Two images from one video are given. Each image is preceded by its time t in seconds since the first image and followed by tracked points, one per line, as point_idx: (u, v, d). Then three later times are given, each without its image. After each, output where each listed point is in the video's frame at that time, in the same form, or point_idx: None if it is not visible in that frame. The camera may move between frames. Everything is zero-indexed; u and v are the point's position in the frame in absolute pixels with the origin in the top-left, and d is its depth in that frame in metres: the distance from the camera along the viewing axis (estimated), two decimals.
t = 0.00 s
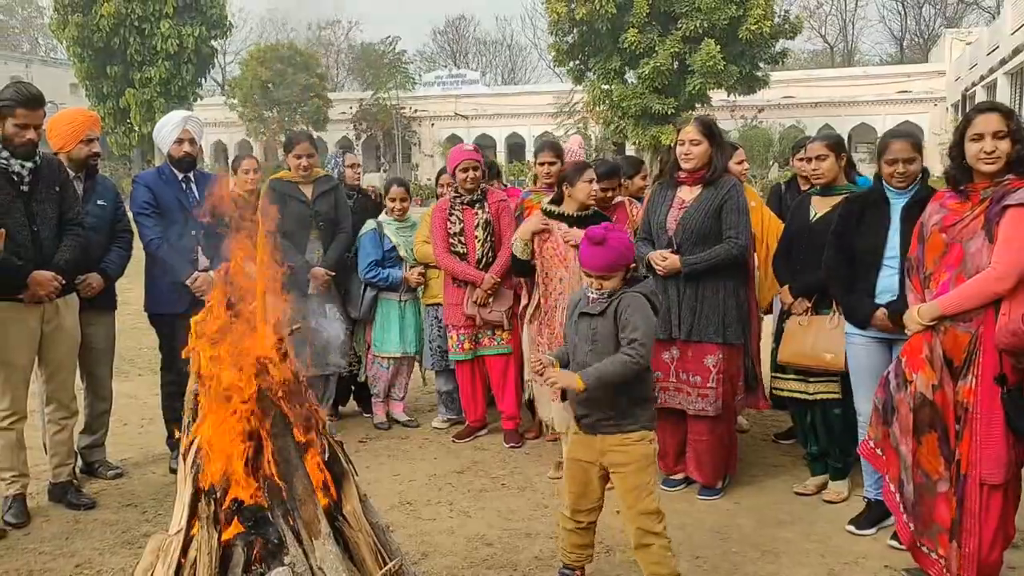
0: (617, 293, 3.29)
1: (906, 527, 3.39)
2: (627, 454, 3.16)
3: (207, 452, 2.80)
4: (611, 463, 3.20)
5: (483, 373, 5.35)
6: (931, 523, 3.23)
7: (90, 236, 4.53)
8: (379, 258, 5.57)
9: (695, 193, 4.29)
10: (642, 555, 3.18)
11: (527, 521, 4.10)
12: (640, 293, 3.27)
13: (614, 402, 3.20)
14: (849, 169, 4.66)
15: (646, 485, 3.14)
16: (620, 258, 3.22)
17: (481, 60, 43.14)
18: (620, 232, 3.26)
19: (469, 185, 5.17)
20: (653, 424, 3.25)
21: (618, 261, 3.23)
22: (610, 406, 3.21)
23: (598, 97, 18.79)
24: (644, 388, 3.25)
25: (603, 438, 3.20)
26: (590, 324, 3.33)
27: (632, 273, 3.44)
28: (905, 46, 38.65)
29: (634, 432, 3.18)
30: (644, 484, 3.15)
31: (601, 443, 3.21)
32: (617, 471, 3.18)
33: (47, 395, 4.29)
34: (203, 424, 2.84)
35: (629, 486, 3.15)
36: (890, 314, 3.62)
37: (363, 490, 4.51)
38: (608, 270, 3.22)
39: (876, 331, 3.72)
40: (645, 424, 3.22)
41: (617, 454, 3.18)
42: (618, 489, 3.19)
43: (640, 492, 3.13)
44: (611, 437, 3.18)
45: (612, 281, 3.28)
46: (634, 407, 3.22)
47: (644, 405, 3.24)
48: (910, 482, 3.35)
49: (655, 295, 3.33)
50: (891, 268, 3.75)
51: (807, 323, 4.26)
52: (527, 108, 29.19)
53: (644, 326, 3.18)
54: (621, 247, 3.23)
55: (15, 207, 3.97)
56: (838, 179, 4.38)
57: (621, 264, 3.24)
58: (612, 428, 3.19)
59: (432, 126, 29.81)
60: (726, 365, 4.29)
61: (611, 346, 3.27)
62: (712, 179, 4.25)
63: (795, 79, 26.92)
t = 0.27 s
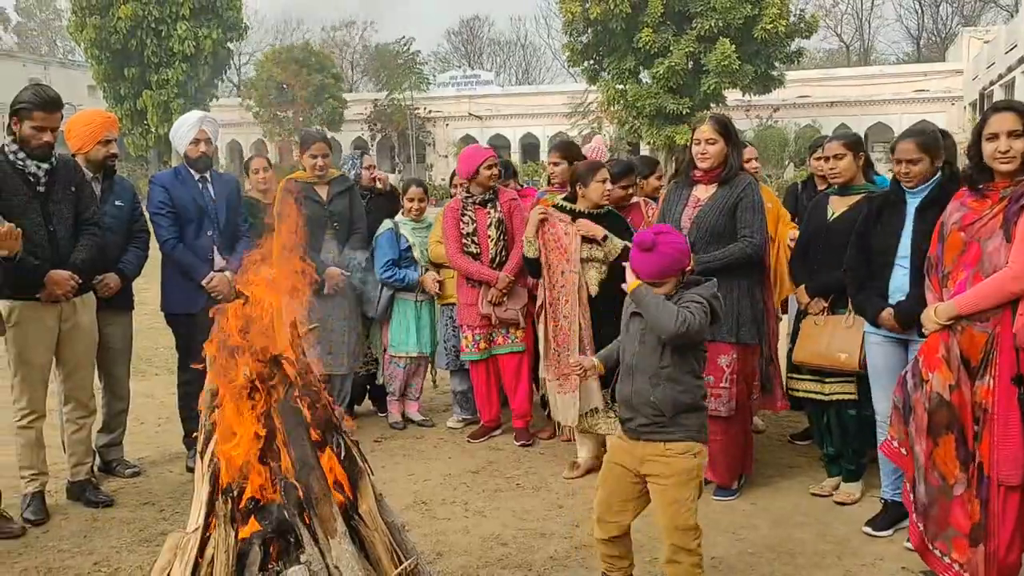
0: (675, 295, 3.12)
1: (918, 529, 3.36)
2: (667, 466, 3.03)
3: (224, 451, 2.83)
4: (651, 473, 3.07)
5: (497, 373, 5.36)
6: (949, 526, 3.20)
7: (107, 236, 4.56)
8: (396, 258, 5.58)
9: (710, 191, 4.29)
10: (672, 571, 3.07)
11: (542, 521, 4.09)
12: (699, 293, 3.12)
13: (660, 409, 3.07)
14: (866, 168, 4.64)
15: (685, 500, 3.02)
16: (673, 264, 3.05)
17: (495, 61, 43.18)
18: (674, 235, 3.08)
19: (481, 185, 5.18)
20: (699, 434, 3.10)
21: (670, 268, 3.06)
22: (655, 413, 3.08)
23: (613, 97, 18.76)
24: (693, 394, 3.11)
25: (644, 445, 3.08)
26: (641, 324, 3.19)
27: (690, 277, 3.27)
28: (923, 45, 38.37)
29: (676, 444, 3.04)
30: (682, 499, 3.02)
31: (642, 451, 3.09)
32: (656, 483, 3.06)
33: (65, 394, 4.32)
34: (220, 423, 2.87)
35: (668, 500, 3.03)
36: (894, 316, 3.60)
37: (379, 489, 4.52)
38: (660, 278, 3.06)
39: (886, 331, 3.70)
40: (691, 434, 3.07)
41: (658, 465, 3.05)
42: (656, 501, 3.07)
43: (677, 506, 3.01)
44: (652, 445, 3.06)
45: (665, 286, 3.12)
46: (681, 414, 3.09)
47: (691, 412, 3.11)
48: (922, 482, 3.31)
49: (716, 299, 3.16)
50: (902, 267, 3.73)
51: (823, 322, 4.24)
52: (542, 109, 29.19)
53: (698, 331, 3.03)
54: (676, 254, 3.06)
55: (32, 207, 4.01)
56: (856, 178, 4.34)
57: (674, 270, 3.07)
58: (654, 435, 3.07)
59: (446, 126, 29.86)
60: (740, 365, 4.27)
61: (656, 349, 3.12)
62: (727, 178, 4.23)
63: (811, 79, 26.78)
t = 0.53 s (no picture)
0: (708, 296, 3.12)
1: (931, 532, 3.33)
2: (693, 472, 3.02)
3: (242, 450, 2.84)
4: (677, 477, 3.06)
5: (513, 372, 5.37)
6: (965, 530, 3.16)
7: (126, 236, 4.60)
8: (410, 257, 5.58)
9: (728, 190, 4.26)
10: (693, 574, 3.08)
11: (557, 521, 4.09)
12: (731, 294, 3.11)
13: (687, 412, 3.05)
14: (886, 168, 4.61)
15: (709, 508, 3.01)
16: (706, 268, 3.05)
17: (511, 61, 43.19)
18: (707, 240, 3.07)
19: (500, 186, 5.19)
20: (726, 439, 3.06)
21: (700, 273, 3.05)
22: (681, 416, 3.05)
23: (628, 97, 18.70)
24: (721, 397, 3.07)
25: (671, 449, 3.07)
26: (668, 325, 3.17)
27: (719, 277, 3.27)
28: (941, 44, 38.07)
29: (702, 449, 3.02)
30: (707, 506, 3.01)
31: (669, 455, 3.08)
32: (682, 488, 3.05)
33: (84, 392, 4.36)
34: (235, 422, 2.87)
35: (694, 506, 3.02)
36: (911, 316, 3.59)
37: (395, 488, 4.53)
38: (689, 283, 3.05)
39: (902, 331, 3.70)
40: (717, 439, 3.04)
41: (684, 471, 3.04)
42: (682, 505, 3.06)
43: (702, 513, 3.01)
44: (679, 450, 3.05)
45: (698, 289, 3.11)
46: (707, 418, 3.05)
47: (718, 416, 3.07)
48: (937, 485, 3.28)
49: (747, 301, 3.14)
50: (923, 267, 3.70)
51: (845, 324, 4.21)
52: (557, 109, 29.17)
53: (730, 334, 3.02)
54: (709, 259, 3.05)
55: (51, 206, 4.05)
56: (876, 178, 4.31)
57: (705, 276, 3.06)
58: (680, 439, 3.06)
59: (462, 126, 29.89)
60: (756, 365, 4.25)
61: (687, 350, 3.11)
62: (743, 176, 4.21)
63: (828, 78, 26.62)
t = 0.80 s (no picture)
0: (725, 296, 3.11)
1: (953, 535, 3.30)
2: (714, 476, 3.00)
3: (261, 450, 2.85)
4: (699, 481, 3.04)
5: (531, 373, 5.37)
6: (985, 533, 3.13)
7: (146, 236, 4.64)
8: (426, 257, 5.60)
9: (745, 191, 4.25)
10: None
11: (574, 522, 4.08)
12: (750, 294, 3.09)
13: (709, 415, 3.03)
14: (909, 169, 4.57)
15: (731, 511, 2.99)
16: (719, 270, 3.03)
17: (527, 62, 43.19)
18: (722, 241, 3.06)
19: (524, 186, 5.18)
20: (749, 442, 3.06)
21: (714, 274, 3.04)
22: (703, 420, 3.04)
23: (646, 98, 18.64)
24: (743, 399, 3.07)
25: (692, 453, 3.06)
26: (686, 329, 3.16)
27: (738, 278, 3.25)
28: (962, 43, 37.72)
29: (725, 454, 3.01)
30: (729, 510, 3.00)
31: (690, 459, 3.06)
32: (704, 491, 3.04)
33: (103, 391, 4.39)
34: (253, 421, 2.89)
35: (716, 509, 3.00)
36: (934, 319, 3.55)
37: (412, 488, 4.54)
38: (703, 283, 3.04)
39: (925, 334, 3.67)
40: (739, 442, 3.03)
41: (706, 475, 3.02)
42: (703, 509, 3.05)
43: (723, 517, 2.99)
44: (700, 454, 3.03)
45: (714, 290, 3.09)
46: (729, 421, 3.04)
47: (740, 419, 3.06)
48: (958, 487, 3.25)
49: (764, 298, 3.13)
50: (949, 269, 3.66)
51: (872, 328, 4.16)
52: (574, 109, 29.13)
53: (744, 330, 3.01)
54: (722, 260, 3.03)
55: (74, 207, 4.09)
56: (899, 178, 4.27)
57: (718, 278, 3.05)
58: (702, 443, 3.04)
59: (478, 127, 29.91)
60: (774, 367, 4.24)
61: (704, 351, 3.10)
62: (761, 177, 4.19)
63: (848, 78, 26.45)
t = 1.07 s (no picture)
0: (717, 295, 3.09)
1: (973, 536, 3.26)
2: (717, 480, 2.99)
3: (279, 450, 2.87)
4: (703, 485, 3.02)
5: (549, 374, 5.38)
6: (1004, 535, 3.08)
7: (166, 236, 4.67)
8: (442, 258, 5.60)
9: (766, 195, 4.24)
10: None
11: (591, 524, 4.07)
12: (741, 292, 3.08)
13: (706, 417, 3.02)
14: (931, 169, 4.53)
15: (735, 515, 2.98)
16: (711, 270, 3.02)
17: (545, 63, 43.20)
18: (716, 242, 3.05)
19: (541, 188, 5.10)
20: (748, 443, 3.03)
21: (706, 274, 3.02)
22: (701, 422, 3.02)
23: (663, 99, 18.59)
24: (740, 399, 3.05)
25: (694, 457, 3.03)
26: (683, 332, 3.17)
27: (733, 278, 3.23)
28: (984, 43, 37.37)
29: (725, 457, 2.99)
30: (734, 513, 2.98)
31: (693, 463, 3.04)
32: (708, 495, 3.02)
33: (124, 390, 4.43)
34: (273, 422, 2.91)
35: (721, 513, 2.99)
36: (959, 321, 3.51)
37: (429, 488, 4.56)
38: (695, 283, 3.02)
39: (952, 337, 3.63)
40: (738, 443, 3.00)
41: (709, 479, 3.00)
42: (710, 513, 3.03)
43: (728, 521, 2.97)
44: (701, 458, 3.01)
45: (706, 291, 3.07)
46: (728, 421, 3.02)
47: (739, 420, 3.03)
48: (977, 487, 3.22)
49: (756, 297, 3.11)
50: (977, 272, 3.61)
51: (899, 332, 4.12)
52: (591, 110, 29.11)
53: (730, 326, 3.00)
54: (714, 260, 3.02)
55: (97, 208, 4.12)
56: (922, 179, 4.25)
57: (710, 278, 3.03)
58: (702, 447, 3.02)
59: (496, 128, 29.94)
60: (797, 370, 4.20)
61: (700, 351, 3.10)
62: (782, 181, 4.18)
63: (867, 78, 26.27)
